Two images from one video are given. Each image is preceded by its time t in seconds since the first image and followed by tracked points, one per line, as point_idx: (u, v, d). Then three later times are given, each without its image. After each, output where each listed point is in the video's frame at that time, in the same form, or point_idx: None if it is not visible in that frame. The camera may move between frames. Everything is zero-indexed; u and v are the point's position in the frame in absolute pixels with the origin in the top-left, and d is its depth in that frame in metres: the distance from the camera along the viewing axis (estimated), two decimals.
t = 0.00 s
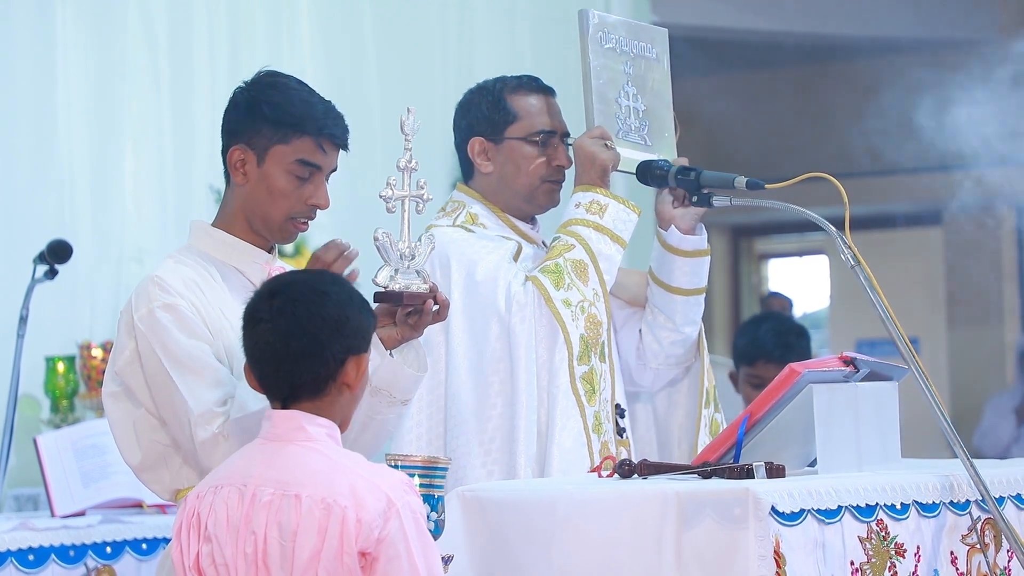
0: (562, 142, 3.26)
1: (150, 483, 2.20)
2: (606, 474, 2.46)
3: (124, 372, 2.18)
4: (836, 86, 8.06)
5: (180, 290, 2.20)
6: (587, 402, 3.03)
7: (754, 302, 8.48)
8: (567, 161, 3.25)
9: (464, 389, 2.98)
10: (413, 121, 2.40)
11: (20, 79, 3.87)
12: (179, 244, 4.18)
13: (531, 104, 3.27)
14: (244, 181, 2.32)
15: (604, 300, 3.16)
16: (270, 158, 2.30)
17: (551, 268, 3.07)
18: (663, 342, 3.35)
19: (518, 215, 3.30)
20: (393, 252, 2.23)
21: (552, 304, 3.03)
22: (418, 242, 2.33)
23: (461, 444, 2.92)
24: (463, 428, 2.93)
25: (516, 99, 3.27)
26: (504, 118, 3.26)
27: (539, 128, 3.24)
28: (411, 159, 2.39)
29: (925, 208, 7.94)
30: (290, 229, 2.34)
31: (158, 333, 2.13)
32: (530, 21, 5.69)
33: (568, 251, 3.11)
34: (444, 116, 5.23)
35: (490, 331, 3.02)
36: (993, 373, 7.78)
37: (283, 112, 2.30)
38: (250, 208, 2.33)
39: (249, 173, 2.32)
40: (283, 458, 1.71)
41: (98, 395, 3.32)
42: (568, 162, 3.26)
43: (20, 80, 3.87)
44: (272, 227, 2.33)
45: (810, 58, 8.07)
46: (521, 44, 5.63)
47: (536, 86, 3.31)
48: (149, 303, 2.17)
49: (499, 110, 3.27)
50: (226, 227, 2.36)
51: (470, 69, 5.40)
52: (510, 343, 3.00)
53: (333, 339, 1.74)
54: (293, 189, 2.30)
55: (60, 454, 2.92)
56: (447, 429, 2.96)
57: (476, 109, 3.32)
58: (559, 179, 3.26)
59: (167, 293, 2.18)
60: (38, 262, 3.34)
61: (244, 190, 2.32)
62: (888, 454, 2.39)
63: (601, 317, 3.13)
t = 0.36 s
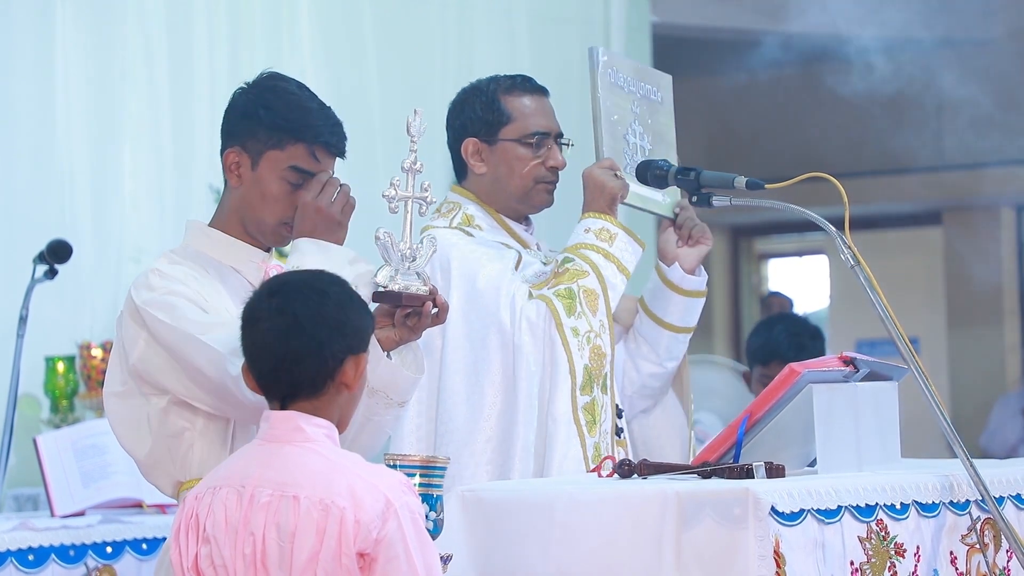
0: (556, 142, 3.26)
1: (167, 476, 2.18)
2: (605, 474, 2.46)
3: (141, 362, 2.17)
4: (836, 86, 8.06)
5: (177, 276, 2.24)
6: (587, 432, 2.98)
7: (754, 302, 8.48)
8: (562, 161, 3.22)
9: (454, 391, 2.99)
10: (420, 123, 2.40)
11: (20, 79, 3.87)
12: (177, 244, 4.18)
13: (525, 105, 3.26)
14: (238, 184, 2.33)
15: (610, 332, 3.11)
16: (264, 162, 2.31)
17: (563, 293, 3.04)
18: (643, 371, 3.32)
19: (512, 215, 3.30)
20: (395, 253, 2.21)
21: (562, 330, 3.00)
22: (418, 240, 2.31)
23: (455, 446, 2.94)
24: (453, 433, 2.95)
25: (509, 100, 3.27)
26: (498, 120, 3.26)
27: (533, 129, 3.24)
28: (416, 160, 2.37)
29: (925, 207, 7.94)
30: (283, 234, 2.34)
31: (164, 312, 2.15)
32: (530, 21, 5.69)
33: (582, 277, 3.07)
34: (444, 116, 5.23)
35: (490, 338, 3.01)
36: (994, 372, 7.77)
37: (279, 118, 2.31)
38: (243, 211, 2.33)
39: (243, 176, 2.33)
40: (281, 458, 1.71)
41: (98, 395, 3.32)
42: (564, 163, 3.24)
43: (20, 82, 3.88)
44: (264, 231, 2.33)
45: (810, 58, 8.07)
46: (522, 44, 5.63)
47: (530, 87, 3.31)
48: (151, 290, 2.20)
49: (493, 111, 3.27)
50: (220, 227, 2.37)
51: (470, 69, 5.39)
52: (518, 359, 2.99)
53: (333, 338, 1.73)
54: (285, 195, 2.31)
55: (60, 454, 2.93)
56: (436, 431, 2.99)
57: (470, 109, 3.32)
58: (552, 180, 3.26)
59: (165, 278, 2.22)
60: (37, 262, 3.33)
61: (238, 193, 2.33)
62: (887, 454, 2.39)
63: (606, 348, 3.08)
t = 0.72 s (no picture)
0: (564, 147, 3.24)
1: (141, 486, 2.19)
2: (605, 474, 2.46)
3: (115, 373, 2.17)
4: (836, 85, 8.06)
5: (178, 292, 2.18)
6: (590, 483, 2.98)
7: (755, 302, 8.49)
8: (570, 166, 3.22)
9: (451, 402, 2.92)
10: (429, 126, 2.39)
11: (20, 78, 3.87)
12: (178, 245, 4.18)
13: (534, 107, 3.24)
14: (246, 181, 2.32)
15: (621, 385, 3.16)
16: (272, 158, 2.29)
17: (582, 340, 3.10)
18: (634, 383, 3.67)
19: (517, 216, 3.30)
20: (402, 256, 2.26)
21: (574, 377, 3.03)
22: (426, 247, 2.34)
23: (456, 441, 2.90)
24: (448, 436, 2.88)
25: (520, 101, 3.24)
26: (508, 121, 3.22)
27: (542, 133, 3.21)
28: (425, 163, 2.38)
29: (926, 207, 7.94)
30: (293, 229, 2.34)
31: (144, 336, 2.11)
32: (531, 21, 5.69)
33: (603, 326, 3.15)
34: (444, 116, 5.22)
35: (497, 347, 2.99)
36: (994, 373, 7.77)
37: (286, 112, 2.28)
38: (251, 208, 2.32)
39: (251, 174, 2.31)
40: (280, 459, 1.71)
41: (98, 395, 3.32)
42: (570, 167, 3.23)
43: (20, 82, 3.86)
44: (274, 228, 2.33)
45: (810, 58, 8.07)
46: (522, 44, 5.63)
47: (540, 88, 3.28)
48: (144, 305, 2.15)
49: (503, 111, 3.24)
50: (226, 227, 2.36)
51: (470, 69, 5.39)
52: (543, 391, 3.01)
53: (332, 338, 1.73)
54: (294, 190, 2.29)
55: (61, 454, 2.93)
56: (434, 431, 2.91)
57: (479, 108, 3.28)
58: (559, 183, 3.24)
59: (163, 295, 2.16)
60: (38, 262, 3.33)
61: (247, 191, 2.32)
62: (888, 454, 2.39)
63: (616, 401, 3.12)
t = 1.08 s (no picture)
0: (574, 150, 3.23)
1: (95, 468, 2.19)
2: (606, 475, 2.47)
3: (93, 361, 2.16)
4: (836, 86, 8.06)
5: (174, 297, 2.18)
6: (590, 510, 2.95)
7: (755, 303, 8.49)
8: (579, 169, 3.21)
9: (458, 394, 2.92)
10: (434, 126, 2.40)
11: (20, 78, 3.87)
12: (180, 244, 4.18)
13: (545, 109, 3.23)
14: (252, 179, 2.32)
15: (627, 416, 3.10)
16: (278, 154, 2.30)
17: (589, 369, 3.06)
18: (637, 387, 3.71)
19: (526, 218, 3.30)
20: (407, 256, 2.24)
21: (579, 407, 2.99)
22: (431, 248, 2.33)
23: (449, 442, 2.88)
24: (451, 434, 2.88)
25: (531, 103, 3.24)
26: (518, 121, 3.22)
27: (553, 135, 3.21)
28: (430, 164, 2.39)
29: (926, 207, 7.93)
30: (300, 227, 2.33)
31: (122, 338, 2.09)
32: (532, 21, 5.68)
33: (610, 358, 3.10)
34: (444, 117, 5.22)
35: (508, 372, 2.98)
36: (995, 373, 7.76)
37: (291, 108, 2.30)
38: (258, 206, 2.32)
39: (257, 171, 2.31)
40: (283, 459, 1.71)
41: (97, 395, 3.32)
42: (580, 170, 3.23)
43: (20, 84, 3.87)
44: (281, 225, 2.32)
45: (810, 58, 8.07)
46: (522, 45, 5.63)
47: (552, 91, 3.27)
48: (137, 304, 2.13)
49: (513, 112, 3.23)
50: (232, 226, 2.36)
51: (471, 69, 5.39)
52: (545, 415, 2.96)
53: (334, 339, 1.74)
54: (301, 186, 2.30)
55: (60, 454, 2.94)
56: (438, 432, 2.91)
57: (490, 108, 3.28)
58: (569, 186, 3.23)
59: (159, 299, 2.15)
60: (38, 263, 3.33)
61: (253, 189, 2.32)
62: (889, 454, 2.39)
63: (622, 431, 3.07)
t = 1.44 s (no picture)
0: (582, 150, 3.21)
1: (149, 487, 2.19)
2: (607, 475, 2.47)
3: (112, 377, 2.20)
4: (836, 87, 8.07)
5: (176, 298, 2.18)
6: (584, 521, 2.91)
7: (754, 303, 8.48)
8: (587, 170, 3.19)
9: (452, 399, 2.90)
10: (435, 127, 2.41)
11: (20, 79, 3.88)
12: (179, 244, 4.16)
13: (554, 109, 3.22)
14: (250, 178, 2.32)
15: (628, 430, 3.01)
16: (276, 151, 2.31)
17: (578, 386, 3.00)
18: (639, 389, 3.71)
19: (533, 218, 3.28)
20: (407, 257, 2.24)
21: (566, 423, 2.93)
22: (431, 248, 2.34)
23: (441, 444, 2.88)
24: (445, 436, 2.88)
25: (539, 103, 3.23)
26: (526, 121, 3.21)
27: (560, 135, 3.19)
28: (431, 165, 2.39)
29: (925, 208, 7.93)
30: (299, 224, 2.33)
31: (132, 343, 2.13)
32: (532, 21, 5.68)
33: (601, 375, 3.05)
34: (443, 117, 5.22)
35: (487, 385, 2.93)
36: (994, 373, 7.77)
37: (288, 104, 2.32)
38: (256, 204, 2.32)
39: (256, 170, 2.32)
40: (286, 459, 1.71)
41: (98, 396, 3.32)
42: (587, 171, 3.21)
43: (21, 84, 3.88)
44: (280, 222, 2.32)
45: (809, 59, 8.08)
46: (523, 45, 5.63)
47: (560, 91, 3.27)
48: (143, 311, 2.17)
49: (521, 112, 3.22)
50: (229, 227, 2.35)
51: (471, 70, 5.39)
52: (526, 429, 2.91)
53: (338, 340, 1.73)
54: (300, 181, 2.31)
55: (61, 454, 2.94)
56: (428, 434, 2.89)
57: (499, 108, 3.27)
58: (575, 187, 3.21)
59: (162, 302, 2.17)
60: (38, 263, 3.33)
61: (252, 188, 2.32)
62: (890, 455, 2.38)
63: (619, 446, 3.00)
